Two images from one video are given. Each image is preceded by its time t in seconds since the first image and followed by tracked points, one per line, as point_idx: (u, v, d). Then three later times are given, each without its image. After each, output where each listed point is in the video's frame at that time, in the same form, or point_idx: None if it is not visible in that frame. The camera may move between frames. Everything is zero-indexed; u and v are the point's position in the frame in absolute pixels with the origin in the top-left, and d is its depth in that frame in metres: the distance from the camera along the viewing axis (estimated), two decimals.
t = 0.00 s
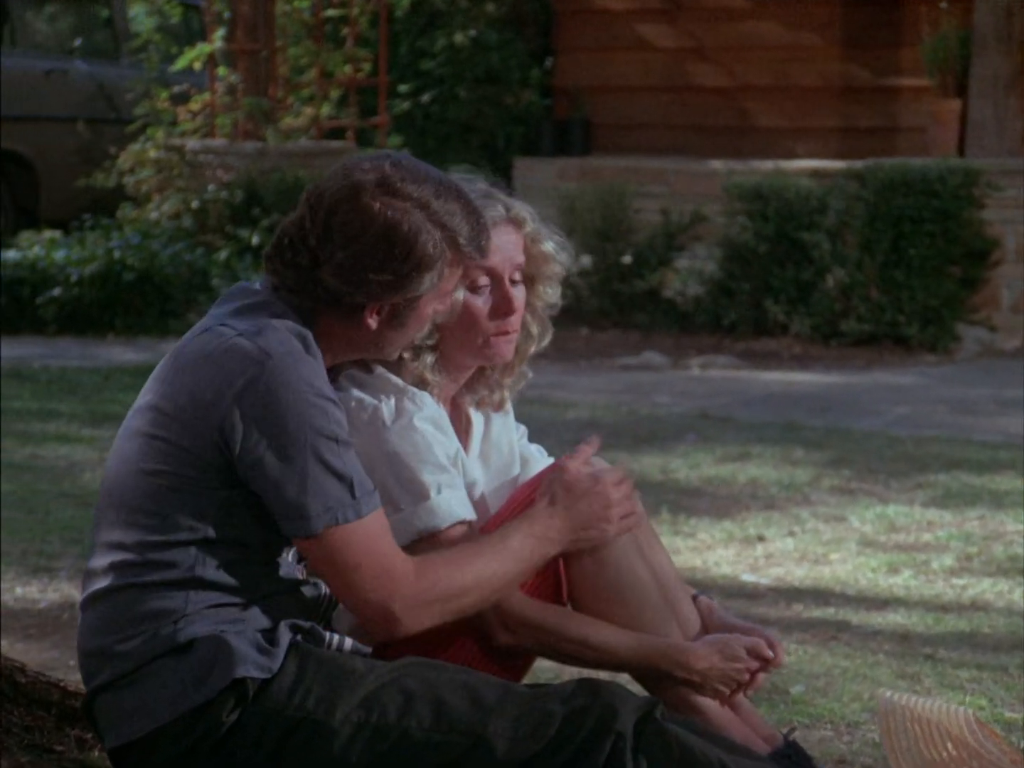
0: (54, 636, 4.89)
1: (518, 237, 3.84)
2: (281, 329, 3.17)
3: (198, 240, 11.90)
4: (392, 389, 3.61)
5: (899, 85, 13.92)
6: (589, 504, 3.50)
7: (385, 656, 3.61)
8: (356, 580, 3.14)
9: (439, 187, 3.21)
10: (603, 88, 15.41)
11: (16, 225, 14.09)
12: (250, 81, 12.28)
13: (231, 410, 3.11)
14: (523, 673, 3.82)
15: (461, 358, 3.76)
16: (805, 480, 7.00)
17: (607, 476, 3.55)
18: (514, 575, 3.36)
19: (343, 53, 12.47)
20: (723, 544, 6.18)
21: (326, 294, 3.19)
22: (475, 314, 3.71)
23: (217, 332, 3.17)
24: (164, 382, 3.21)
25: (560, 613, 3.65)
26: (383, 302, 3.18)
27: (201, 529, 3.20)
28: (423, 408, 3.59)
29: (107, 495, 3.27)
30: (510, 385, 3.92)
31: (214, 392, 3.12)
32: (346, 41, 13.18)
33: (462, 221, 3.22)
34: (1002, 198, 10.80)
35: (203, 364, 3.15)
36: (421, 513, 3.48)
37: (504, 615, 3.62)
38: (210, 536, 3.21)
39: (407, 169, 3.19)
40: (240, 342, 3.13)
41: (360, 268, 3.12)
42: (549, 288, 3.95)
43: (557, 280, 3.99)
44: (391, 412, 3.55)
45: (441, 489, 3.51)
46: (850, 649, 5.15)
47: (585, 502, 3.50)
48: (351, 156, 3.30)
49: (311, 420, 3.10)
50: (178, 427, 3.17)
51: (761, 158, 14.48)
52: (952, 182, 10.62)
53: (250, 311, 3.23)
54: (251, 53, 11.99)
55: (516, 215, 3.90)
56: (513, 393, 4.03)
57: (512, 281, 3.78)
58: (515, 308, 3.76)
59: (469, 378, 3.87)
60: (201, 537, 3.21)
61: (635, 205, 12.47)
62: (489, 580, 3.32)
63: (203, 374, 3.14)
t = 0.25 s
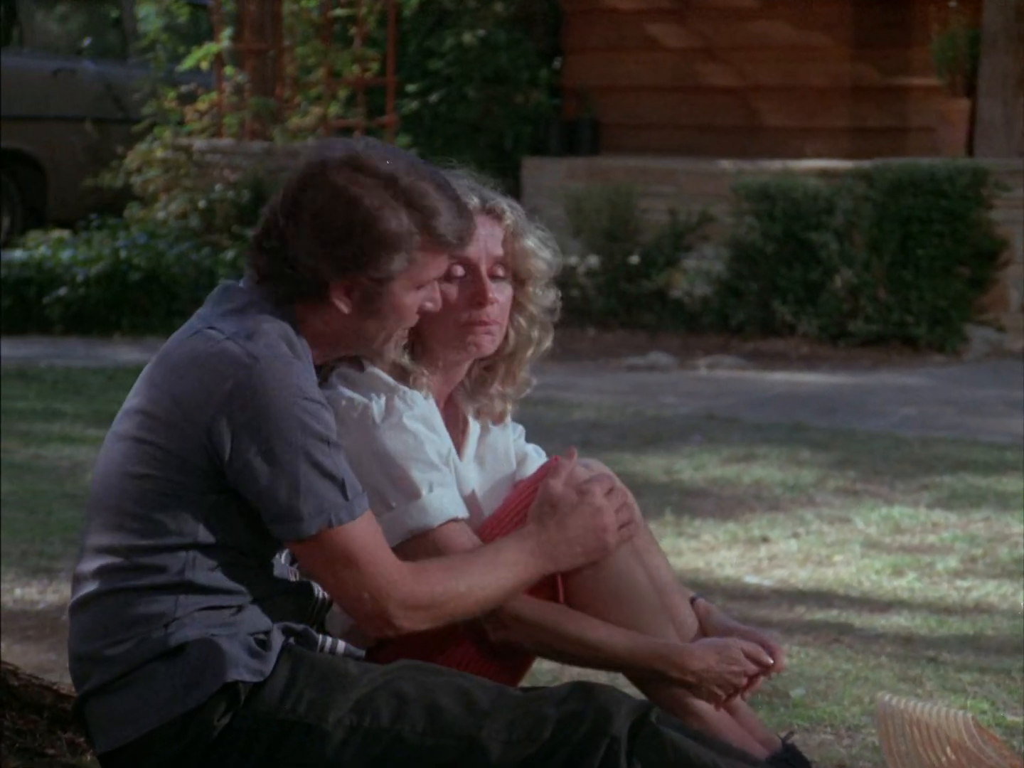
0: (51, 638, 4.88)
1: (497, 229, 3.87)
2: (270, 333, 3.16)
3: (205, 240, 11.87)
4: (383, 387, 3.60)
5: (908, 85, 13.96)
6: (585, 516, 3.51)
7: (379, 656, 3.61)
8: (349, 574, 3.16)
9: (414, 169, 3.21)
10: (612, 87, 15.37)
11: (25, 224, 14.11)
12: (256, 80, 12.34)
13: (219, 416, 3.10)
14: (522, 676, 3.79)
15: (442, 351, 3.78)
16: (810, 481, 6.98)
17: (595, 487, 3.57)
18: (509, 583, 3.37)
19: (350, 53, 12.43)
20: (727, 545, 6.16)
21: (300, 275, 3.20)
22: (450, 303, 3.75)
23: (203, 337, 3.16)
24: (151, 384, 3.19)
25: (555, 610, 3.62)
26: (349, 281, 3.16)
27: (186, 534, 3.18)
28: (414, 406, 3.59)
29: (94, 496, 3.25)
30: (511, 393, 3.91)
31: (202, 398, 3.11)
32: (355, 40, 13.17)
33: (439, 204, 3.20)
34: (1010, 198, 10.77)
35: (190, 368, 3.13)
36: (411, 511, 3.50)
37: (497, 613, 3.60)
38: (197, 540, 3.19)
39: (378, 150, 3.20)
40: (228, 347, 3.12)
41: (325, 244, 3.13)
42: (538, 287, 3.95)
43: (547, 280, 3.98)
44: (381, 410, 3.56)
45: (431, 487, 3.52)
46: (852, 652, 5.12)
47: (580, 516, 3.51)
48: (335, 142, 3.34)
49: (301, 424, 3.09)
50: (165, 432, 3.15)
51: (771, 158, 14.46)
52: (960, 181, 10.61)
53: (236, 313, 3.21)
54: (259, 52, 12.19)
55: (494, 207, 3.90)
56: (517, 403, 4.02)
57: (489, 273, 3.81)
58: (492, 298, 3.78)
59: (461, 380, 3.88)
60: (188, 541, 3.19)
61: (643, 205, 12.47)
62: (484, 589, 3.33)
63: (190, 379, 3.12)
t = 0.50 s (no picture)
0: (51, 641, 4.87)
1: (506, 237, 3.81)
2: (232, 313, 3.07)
3: (214, 240, 11.85)
4: (379, 386, 3.58)
5: (920, 85, 13.93)
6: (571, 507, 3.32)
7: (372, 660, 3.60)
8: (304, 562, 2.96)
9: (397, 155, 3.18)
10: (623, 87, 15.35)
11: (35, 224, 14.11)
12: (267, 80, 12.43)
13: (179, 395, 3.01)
14: (520, 677, 3.76)
15: (441, 358, 3.77)
16: (817, 483, 6.95)
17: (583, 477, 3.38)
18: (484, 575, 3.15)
19: (360, 53, 12.39)
20: (733, 547, 6.13)
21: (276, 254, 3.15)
22: (453, 314, 3.73)
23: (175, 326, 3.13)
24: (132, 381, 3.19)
25: (552, 610, 3.59)
26: (317, 252, 3.10)
27: (170, 532, 3.20)
28: (411, 405, 3.58)
29: (83, 498, 3.28)
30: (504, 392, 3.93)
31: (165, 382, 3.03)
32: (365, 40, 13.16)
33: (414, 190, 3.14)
34: (1022, 199, 10.74)
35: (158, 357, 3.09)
36: (409, 510, 3.47)
37: (494, 612, 3.57)
38: (181, 540, 3.21)
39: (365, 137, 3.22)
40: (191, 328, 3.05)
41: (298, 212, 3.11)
42: (539, 290, 3.93)
43: (549, 283, 3.96)
44: (377, 409, 3.54)
45: (429, 486, 3.51)
46: (857, 655, 5.10)
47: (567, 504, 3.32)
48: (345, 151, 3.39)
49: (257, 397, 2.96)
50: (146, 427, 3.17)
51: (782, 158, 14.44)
52: (971, 181, 10.59)
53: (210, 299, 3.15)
54: (268, 50, 12.22)
55: (501, 213, 3.79)
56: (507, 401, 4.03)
57: (496, 283, 3.78)
58: (497, 310, 3.76)
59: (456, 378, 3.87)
60: (171, 541, 3.21)
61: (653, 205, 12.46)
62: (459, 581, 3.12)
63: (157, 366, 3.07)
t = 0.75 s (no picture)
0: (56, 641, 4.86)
1: (519, 243, 3.82)
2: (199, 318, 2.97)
3: (227, 240, 11.84)
4: (387, 385, 3.53)
5: (936, 85, 13.85)
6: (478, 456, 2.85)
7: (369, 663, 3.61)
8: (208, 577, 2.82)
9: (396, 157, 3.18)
10: (639, 86, 15.31)
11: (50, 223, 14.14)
12: (279, 80, 12.37)
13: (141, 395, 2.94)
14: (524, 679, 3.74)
15: (453, 363, 3.76)
16: (828, 484, 6.92)
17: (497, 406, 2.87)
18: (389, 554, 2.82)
19: (373, 52, 12.34)
20: (742, 549, 6.10)
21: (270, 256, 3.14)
22: (468, 319, 3.73)
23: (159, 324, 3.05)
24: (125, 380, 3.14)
25: (556, 610, 3.56)
26: (305, 250, 3.08)
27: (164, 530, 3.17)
28: (418, 403, 3.53)
29: (83, 494, 3.25)
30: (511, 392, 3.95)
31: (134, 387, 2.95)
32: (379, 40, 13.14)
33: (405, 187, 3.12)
34: None
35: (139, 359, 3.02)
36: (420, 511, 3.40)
37: (495, 611, 3.54)
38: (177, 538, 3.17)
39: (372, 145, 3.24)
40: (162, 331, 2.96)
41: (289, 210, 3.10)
42: (548, 295, 3.94)
43: (559, 288, 3.98)
44: (385, 408, 3.48)
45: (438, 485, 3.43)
46: (865, 658, 5.07)
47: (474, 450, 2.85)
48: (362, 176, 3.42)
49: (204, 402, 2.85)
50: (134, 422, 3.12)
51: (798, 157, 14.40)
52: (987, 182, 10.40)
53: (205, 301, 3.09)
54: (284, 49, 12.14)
55: (516, 220, 3.81)
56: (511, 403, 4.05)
57: (509, 289, 3.79)
58: (511, 316, 3.77)
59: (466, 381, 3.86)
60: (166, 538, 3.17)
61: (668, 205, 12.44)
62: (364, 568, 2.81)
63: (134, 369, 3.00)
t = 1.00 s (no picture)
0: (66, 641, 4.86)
1: (529, 241, 3.82)
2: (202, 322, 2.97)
3: (246, 239, 11.85)
4: (395, 385, 3.53)
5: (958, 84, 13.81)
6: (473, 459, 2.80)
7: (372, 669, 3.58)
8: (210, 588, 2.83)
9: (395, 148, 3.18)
10: (659, 85, 15.28)
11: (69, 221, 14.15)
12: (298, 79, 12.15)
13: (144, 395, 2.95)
14: (530, 683, 3.69)
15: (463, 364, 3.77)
16: (845, 485, 6.89)
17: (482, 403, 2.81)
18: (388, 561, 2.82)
19: (393, 51, 12.31)
20: (757, 550, 6.07)
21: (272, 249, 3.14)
22: (479, 319, 3.73)
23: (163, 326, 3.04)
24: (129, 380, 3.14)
25: (564, 613, 3.52)
26: (308, 240, 3.08)
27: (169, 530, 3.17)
28: (426, 403, 3.53)
29: (88, 496, 3.25)
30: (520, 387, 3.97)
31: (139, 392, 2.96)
32: (398, 38, 13.12)
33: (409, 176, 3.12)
34: None
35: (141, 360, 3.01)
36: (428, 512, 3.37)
37: (503, 614, 3.49)
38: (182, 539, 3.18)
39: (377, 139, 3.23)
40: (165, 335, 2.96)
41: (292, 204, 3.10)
42: (557, 293, 3.95)
43: (567, 286, 3.98)
44: (393, 408, 3.48)
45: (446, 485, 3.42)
46: (879, 660, 5.04)
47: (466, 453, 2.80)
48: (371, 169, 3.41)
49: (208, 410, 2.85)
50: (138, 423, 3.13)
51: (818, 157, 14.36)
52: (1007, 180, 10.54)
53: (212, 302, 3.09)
54: (300, 49, 12.01)
55: (526, 219, 3.81)
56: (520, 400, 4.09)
57: (518, 287, 3.79)
58: (521, 315, 3.78)
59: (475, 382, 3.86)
60: (171, 538, 3.17)
61: (687, 204, 12.42)
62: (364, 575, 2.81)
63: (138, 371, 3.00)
